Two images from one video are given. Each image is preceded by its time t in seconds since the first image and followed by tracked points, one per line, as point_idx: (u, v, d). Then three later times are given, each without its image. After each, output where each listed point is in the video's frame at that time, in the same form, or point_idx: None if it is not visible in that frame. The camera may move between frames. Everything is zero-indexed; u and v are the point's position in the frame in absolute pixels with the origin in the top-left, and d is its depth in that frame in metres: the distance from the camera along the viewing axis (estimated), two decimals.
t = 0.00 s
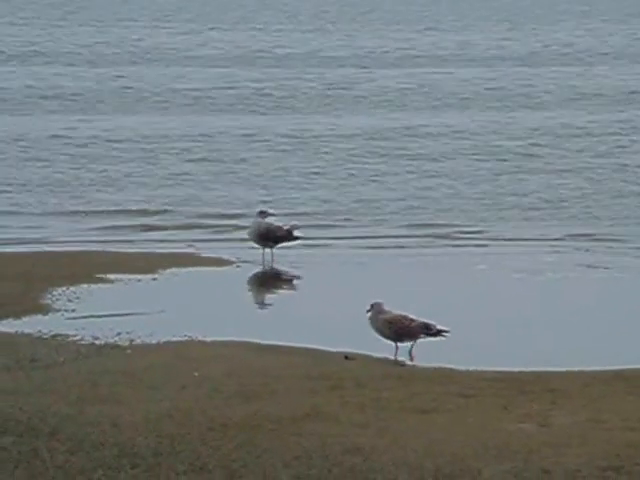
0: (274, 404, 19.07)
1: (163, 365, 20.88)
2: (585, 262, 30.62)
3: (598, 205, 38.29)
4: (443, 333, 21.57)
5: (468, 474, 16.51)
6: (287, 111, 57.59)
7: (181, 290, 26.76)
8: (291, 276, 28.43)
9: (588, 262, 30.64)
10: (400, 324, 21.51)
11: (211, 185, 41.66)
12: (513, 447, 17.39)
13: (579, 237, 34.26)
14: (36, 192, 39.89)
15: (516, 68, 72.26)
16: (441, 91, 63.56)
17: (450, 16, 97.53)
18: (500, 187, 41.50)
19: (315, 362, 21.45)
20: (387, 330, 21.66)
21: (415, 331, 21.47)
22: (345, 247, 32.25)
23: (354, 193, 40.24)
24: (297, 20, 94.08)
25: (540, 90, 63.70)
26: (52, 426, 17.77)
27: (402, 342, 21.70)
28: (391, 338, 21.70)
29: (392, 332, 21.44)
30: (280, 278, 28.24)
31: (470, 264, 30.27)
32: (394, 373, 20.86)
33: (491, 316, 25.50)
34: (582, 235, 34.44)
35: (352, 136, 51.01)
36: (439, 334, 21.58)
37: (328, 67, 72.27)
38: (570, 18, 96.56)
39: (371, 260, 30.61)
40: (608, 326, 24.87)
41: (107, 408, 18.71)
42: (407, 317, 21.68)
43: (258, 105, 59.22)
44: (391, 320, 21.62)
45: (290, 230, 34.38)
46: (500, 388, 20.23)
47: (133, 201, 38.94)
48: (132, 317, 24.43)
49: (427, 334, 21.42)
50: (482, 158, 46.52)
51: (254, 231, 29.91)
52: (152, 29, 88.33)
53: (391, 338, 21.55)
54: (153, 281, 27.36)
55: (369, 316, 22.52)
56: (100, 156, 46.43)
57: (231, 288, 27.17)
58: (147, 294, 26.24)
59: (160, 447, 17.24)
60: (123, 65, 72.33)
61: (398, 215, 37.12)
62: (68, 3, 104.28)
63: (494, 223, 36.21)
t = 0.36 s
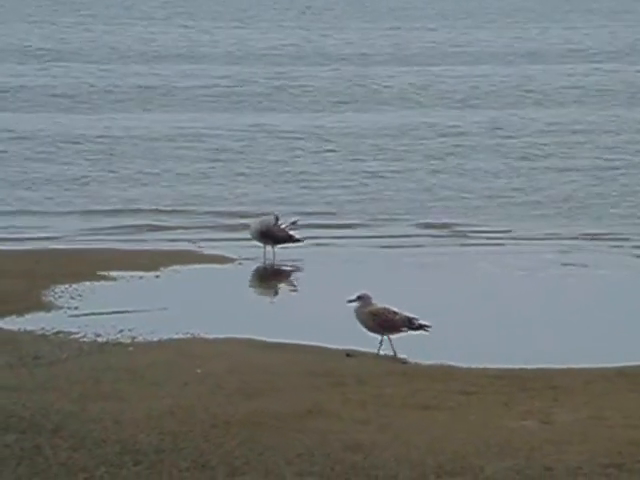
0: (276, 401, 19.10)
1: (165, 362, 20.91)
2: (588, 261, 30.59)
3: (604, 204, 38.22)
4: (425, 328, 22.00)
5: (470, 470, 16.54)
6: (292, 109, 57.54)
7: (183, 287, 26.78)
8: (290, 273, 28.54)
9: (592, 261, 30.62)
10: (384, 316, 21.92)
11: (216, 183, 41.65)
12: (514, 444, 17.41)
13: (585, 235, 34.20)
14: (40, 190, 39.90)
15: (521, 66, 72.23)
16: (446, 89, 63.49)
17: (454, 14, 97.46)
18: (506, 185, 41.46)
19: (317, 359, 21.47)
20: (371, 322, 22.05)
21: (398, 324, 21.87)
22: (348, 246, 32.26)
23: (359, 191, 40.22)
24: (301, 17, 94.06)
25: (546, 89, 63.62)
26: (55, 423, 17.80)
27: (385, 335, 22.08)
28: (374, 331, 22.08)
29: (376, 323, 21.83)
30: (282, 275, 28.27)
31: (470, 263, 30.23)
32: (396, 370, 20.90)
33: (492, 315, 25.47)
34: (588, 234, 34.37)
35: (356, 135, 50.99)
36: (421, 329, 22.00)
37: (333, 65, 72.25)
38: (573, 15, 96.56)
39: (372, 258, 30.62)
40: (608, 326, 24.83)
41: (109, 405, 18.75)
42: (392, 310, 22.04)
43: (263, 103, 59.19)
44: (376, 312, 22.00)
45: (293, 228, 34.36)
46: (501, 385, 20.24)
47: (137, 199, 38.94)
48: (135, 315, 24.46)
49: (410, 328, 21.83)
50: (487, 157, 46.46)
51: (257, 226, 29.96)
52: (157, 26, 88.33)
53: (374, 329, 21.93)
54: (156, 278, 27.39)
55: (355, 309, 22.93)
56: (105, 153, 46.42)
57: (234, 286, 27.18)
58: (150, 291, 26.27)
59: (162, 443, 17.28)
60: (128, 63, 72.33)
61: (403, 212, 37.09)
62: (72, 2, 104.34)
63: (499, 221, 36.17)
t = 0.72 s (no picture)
0: (279, 400, 19.09)
1: (167, 360, 20.92)
2: (590, 259, 30.59)
3: (612, 203, 38.10)
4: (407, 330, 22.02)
5: (473, 468, 16.53)
6: (298, 108, 57.47)
7: (185, 284, 26.76)
8: (292, 271, 28.51)
9: (595, 259, 30.61)
10: (368, 316, 22.00)
11: (222, 181, 41.62)
12: (517, 442, 17.39)
13: (594, 234, 34.08)
14: (46, 189, 39.88)
15: (526, 63, 72.14)
16: (452, 87, 63.38)
17: (458, 11, 97.41)
18: (513, 183, 41.36)
19: (319, 357, 21.47)
20: (355, 321, 22.14)
21: (380, 324, 21.93)
22: (352, 243, 32.25)
23: (366, 189, 40.14)
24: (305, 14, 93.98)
25: (553, 87, 63.47)
26: (57, 421, 17.80)
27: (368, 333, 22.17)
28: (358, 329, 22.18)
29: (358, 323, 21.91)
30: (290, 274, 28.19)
31: (474, 263, 30.11)
32: (399, 368, 20.87)
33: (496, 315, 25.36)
34: (596, 232, 34.25)
35: (363, 133, 50.90)
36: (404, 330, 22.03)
37: (338, 63, 72.18)
38: (577, 11, 96.51)
39: (376, 257, 30.62)
40: (611, 326, 24.72)
41: (112, 403, 18.75)
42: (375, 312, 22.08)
43: (268, 101, 59.14)
44: (360, 312, 22.09)
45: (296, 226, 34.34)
46: (504, 383, 20.22)
47: (143, 197, 38.91)
48: (138, 312, 24.47)
49: (392, 329, 21.87)
50: (494, 155, 46.37)
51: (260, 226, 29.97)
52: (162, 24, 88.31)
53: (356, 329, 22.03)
54: (158, 276, 27.37)
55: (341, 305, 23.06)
56: (110, 152, 46.40)
57: (236, 284, 27.15)
58: (153, 289, 26.27)
59: (164, 441, 17.27)
60: (134, 61, 72.35)
61: (409, 211, 37.01)
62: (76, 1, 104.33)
63: (506, 220, 36.08)
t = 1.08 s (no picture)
0: (280, 398, 19.12)
1: (168, 358, 20.93)
2: (591, 257, 30.60)
3: (618, 202, 38.00)
4: (398, 322, 22.24)
5: (474, 466, 16.57)
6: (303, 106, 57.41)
7: (186, 283, 26.78)
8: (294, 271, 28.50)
9: (596, 257, 30.62)
10: (357, 308, 22.17)
11: (226, 180, 41.59)
12: (518, 440, 17.42)
13: (601, 232, 33.98)
14: (50, 188, 39.90)
15: (526, 61, 72.17)
16: (456, 86, 63.30)
17: (458, 7, 97.39)
18: (518, 181, 41.29)
19: (320, 355, 21.49)
20: (344, 315, 22.28)
21: (370, 316, 22.12)
22: (353, 241, 32.27)
23: (371, 188, 40.08)
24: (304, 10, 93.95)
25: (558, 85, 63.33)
26: (59, 419, 17.83)
27: (357, 327, 22.33)
28: (347, 323, 22.31)
29: (348, 315, 22.08)
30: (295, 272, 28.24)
31: (475, 260, 30.05)
32: (401, 367, 20.87)
33: (495, 314, 25.31)
34: (597, 230, 34.26)
35: (368, 131, 50.84)
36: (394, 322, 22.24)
37: (338, 61, 72.17)
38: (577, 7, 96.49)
39: (377, 254, 30.63)
40: (612, 325, 24.66)
41: (114, 401, 18.78)
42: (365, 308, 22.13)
43: (268, 99, 59.12)
44: (348, 305, 22.25)
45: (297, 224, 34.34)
46: (505, 381, 20.23)
47: (148, 196, 38.89)
48: (140, 310, 24.48)
49: (382, 321, 22.07)
50: (499, 154, 46.29)
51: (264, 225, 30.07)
52: (162, 20, 88.28)
53: (346, 322, 22.18)
54: (159, 274, 27.39)
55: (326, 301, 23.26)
56: (115, 150, 46.39)
57: (238, 282, 27.19)
58: (155, 287, 26.29)
59: (166, 440, 17.29)
60: (136, 59, 72.36)
61: (411, 209, 37.01)
62: None
63: (512, 218, 35.98)
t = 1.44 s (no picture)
0: (283, 396, 19.12)
1: (170, 357, 20.93)
2: (593, 256, 30.56)
3: (622, 201, 37.95)
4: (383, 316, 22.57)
5: (477, 465, 16.57)
6: (306, 104, 57.37)
7: (188, 281, 26.80)
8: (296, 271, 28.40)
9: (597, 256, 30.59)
10: (342, 303, 22.51)
11: (232, 179, 41.57)
12: (520, 438, 17.41)
13: (608, 232, 33.86)
14: (55, 186, 39.89)
15: (528, 61, 72.15)
16: (463, 86, 63.19)
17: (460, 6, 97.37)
18: (519, 180, 41.27)
19: (322, 353, 21.48)
20: (330, 309, 22.64)
21: (355, 311, 22.46)
22: (354, 240, 32.25)
23: (378, 187, 40.03)
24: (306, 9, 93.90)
25: (566, 84, 63.17)
26: (62, 418, 17.83)
27: (344, 323, 22.65)
28: (333, 318, 22.65)
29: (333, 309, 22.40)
30: (290, 271, 28.26)
31: (476, 260, 29.97)
32: (403, 365, 20.88)
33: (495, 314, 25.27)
34: (599, 229, 34.25)
35: (374, 130, 50.78)
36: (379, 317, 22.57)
37: (340, 60, 72.12)
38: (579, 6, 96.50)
39: (375, 253, 30.60)
40: (612, 323, 24.63)
41: (117, 399, 18.78)
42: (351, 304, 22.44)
43: (270, 98, 59.06)
44: (334, 299, 22.59)
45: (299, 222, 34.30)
46: (506, 380, 20.21)
47: (154, 194, 38.88)
48: (141, 309, 24.47)
49: (368, 315, 22.40)
50: (501, 153, 46.25)
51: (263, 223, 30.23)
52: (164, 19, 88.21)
53: (332, 316, 22.52)
54: (162, 272, 27.42)
55: (317, 297, 23.64)
56: (121, 149, 46.37)
57: (239, 280, 27.19)
58: (156, 285, 26.28)
59: (168, 437, 17.31)
60: (140, 58, 72.38)
61: (413, 208, 36.97)
62: None
63: (520, 217, 35.90)
